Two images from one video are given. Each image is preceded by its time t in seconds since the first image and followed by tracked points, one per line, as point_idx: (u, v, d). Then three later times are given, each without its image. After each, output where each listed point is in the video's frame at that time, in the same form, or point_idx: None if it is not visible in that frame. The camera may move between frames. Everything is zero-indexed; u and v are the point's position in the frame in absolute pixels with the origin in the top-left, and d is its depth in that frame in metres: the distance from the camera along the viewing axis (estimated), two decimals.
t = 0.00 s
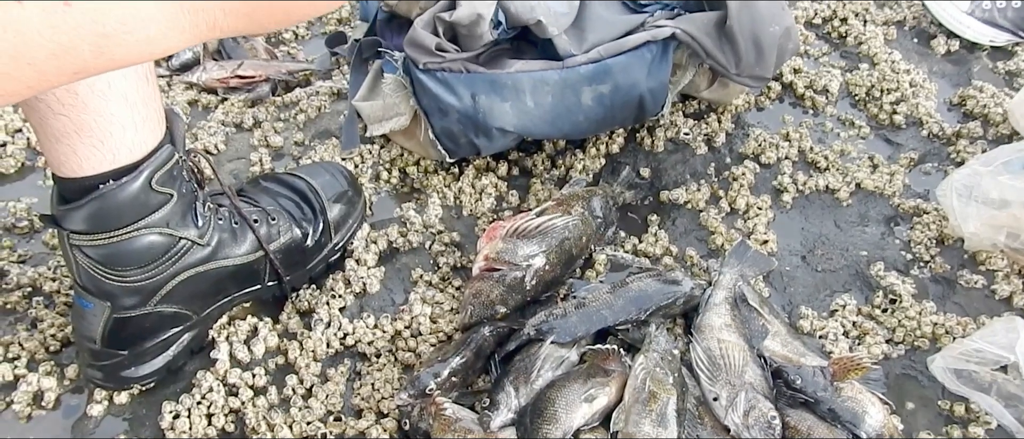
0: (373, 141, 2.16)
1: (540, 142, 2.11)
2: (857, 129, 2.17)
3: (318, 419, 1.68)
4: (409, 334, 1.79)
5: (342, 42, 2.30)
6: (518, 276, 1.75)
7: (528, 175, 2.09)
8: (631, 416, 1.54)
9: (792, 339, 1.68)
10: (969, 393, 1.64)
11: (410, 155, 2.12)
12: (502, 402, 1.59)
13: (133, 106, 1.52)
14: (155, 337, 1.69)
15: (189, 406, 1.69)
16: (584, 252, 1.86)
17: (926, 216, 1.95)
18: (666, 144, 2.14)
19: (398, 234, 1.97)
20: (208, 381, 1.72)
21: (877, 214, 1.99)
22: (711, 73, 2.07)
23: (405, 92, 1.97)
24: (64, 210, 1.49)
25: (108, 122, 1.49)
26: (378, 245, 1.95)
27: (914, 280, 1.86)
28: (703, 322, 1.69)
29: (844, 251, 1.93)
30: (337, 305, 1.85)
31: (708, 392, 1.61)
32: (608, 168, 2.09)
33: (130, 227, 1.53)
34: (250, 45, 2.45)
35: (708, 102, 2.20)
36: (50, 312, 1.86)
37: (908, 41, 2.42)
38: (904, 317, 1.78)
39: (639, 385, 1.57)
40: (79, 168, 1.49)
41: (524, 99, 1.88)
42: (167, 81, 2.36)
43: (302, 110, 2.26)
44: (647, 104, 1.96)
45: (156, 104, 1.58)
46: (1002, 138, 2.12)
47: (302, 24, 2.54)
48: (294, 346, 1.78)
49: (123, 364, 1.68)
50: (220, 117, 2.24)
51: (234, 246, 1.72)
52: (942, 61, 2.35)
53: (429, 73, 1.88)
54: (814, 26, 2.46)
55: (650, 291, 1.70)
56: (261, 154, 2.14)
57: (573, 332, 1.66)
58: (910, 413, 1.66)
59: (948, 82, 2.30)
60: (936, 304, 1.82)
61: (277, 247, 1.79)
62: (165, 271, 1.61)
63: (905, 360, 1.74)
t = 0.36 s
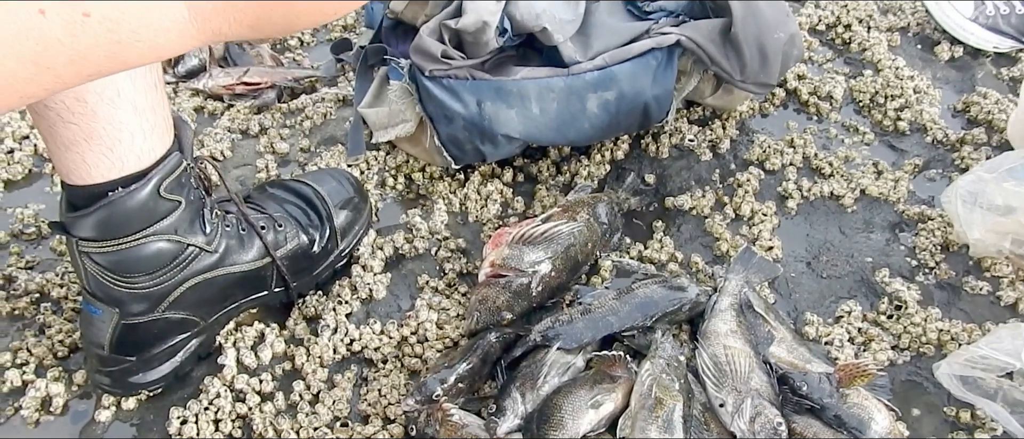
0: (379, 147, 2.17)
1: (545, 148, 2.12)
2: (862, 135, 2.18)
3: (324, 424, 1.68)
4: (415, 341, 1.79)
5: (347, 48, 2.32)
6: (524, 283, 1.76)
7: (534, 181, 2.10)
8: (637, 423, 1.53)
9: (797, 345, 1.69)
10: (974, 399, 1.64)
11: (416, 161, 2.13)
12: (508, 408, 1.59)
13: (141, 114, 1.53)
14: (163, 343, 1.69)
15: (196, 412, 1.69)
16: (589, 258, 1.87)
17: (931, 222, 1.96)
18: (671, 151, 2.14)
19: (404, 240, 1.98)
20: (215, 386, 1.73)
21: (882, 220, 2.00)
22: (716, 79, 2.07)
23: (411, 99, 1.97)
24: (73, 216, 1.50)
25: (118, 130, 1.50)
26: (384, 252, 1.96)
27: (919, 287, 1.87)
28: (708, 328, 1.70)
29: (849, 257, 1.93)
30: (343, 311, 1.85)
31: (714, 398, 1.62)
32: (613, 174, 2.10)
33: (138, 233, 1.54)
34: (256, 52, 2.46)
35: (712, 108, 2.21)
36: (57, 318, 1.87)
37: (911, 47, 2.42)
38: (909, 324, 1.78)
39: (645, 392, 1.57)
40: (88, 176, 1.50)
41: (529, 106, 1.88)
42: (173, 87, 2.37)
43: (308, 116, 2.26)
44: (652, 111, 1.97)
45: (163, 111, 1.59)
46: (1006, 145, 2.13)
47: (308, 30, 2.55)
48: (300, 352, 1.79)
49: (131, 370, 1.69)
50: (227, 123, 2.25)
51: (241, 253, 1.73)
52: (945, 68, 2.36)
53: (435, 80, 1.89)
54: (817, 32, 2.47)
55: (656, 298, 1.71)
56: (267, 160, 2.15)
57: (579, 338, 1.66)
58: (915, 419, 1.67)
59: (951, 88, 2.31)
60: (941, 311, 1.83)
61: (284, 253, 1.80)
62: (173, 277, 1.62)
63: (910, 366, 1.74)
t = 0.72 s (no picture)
0: (385, 154, 2.18)
1: (551, 154, 2.13)
2: (867, 142, 2.18)
3: (332, 430, 1.69)
4: (422, 347, 1.80)
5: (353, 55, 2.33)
6: (530, 289, 1.77)
7: (540, 187, 2.11)
8: (644, 429, 1.54)
9: (804, 352, 1.69)
10: (980, 406, 1.63)
11: (422, 167, 2.13)
12: (515, 415, 1.59)
13: (151, 121, 1.54)
14: (171, 349, 1.70)
15: (204, 417, 1.70)
16: (595, 264, 1.87)
17: (936, 229, 1.96)
18: (676, 157, 2.15)
19: (411, 246, 1.99)
20: (223, 392, 1.74)
21: (887, 227, 2.00)
22: (721, 86, 2.08)
23: (418, 106, 1.97)
24: (84, 223, 1.51)
25: (128, 137, 1.51)
26: (391, 258, 1.97)
27: (924, 293, 1.87)
28: (715, 335, 1.70)
29: (854, 264, 1.94)
30: (350, 317, 1.86)
31: (720, 405, 1.62)
32: (619, 180, 2.10)
33: (148, 240, 1.54)
34: (263, 58, 2.46)
35: (718, 115, 2.22)
36: (66, 324, 1.88)
37: (916, 53, 2.43)
38: (915, 331, 1.79)
39: (652, 398, 1.58)
40: (99, 182, 1.51)
41: (536, 113, 1.89)
42: (180, 93, 2.38)
43: (315, 122, 2.28)
44: (658, 117, 1.97)
45: (174, 118, 1.60)
46: (1011, 151, 2.13)
47: (314, 36, 2.56)
48: (308, 358, 1.79)
49: (140, 376, 1.70)
50: (234, 129, 2.26)
51: (250, 259, 1.74)
52: (950, 74, 2.36)
53: (442, 86, 1.89)
54: (822, 38, 2.47)
55: (663, 305, 1.71)
56: (275, 166, 2.16)
57: (586, 345, 1.67)
58: (921, 426, 1.67)
59: (957, 94, 2.31)
60: (947, 317, 1.83)
61: (291, 259, 1.80)
62: (182, 283, 1.63)
63: (916, 373, 1.74)
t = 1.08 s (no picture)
0: (391, 158, 2.18)
1: (556, 159, 2.13)
2: (871, 146, 2.18)
3: (338, 435, 1.69)
4: (427, 351, 1.80)
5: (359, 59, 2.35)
6: (535, 294, 1.77)
7: (545, 192, 2.11)
8: (649, 434, 1.54)
9: (808, 357, 1.70)
10: (984, 411, 1.63)
11: (428, 172, 2.14)
12: (520, 420, 1.60)
13: (159, 126, 1.55)
14: (178, 353, 1.71)
15: (210, 421, 1.71)
16: (600, 269, 1.88)
17: (940, 233, 1.97)
18: (681, 162, 2.16)
19: (416, 251, 2.00)
20: (230, 396, 1.74)
21: (891, 231, 2.00)
22: (726, 91, 2.09)
23: (423, 111, 1.99)
24: (92, 227, 1.52)
25: (136, 142, 1.52)
26: (397, 262, 1.97)
27: (929, 298, 1.87)
28: (720, 340, 1.70)
29: (858, 268, 1.94)
30: (356, 322, 1.87)
31: (725, 410, 1.62)
32: (623, 185, 2.11)
33: (156, 244, 1.55)
34: (268, 62, 2.47)
35: (722, 119, 2.22)
36: (73, 327, 1.89)
37: (920, 57, 2.43)
38: (919, 335, 1.79)
39: (657, 403, 1.58)
40: (107, 187, 1.52)
41: (541, 118, 1.90)
42: (186, 97, 2.39)
43: (320, 127, 2.28)
44: (663, 122, 1.97)
45: (181, 123, 1.61)
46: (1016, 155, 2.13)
47: (319, 41, 2.57)
48: (314, 362, 1.80)
49: (146, 379, 1.71)
50: (240, 133, 2.27)
51: (256, 263, 1.75)
52: (955, 78, 2.36)
53: (448, 92, 1.90)
54: (827, 42, 2.48)
55: (668, 309, 1.72)
56: (280, 171, 2.17)
57: (591, 349, 1.68)
58: (925, 431, 1.67)
59: (961, 98, 2.31)
60: (952, 322, 1.83)
61: (298, 264, 1.81)
62: (189, 288, 1.64)
63: (920, 377, 1.74)
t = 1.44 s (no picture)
0: (395, 163, 2.19)
1: (560, 164, 2.14)
2: (874, 152, 2.19)
3: None
4: (432, 356, 1.81)
5: (363, 64, 2.36)
6: (539, 299, 1.78)
7: (548, 197, 2.12)
8: None
9: (812, 362, 1.71)
10: (988, 417, 1.64)
11: (432, 177, 2.15)
12: (525, 425, 1.60)
13: (166, 133, 1.56)
14: (184, 357, 1.72)
15: (216, 426, 1.72)
16: (604, 274, 1.89)
17: (943, 239, 1.97)
18: (684, 167, 2.16)
19: (420, 256, 2.00)
20: (235, 400, 1.75)
21: (895, 237, 2.01)
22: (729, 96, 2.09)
23: (428, 116, 1.99)
24: (99, 233, 1.53)
25: (143, 148, 1.53)
26: (401, 267, 1.98)
27: (932, 304, 1.87)
28: (723, 345, 1.71)
29: (862, 274, 1.94)
30: (360, 327, 1.88)
31: (728, 415, 1.62)
32: (627, 190, 2.12)
33: (163, 249, 1.56)
34: (273, 67, 2.48)
35: (725, 124, 2.23)
36: (79, 331, 1.90)
37: (923, 62, 2.43)
38: (922, 341, 1.79)
39: (661, 409, 1.59)
40: (114, 193, 1.52)
41: (545, 124, 1.90)
42: (192, 102, 2.40)
43: (325, 132, 2.29)
44: (666, 128, 1.98)
45: (187, 130, 1.62)
46: (1019, 161, 2.13)
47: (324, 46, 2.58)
48: (319, 367, 1.81)
49: (152, 384, 1.71)
50: (245, 138, 2.28)
51: (261, 268, 1.75)
52: (957, 83, 2.37)
53: (452, 97, 1.91)
54: (830, 47, 2.48)
55: (671, 315, 1.73)
56: (285, 175, 2.18)
57: (595, 355, 1.69)
58: (928, 436, 1.67)
59: (964, 103, 2.31)
60: (955, 328, 1.83)
61: (302, 269, 1.82)
62: (194, 293, 1.65)
63: (923, 383, 1.75)
